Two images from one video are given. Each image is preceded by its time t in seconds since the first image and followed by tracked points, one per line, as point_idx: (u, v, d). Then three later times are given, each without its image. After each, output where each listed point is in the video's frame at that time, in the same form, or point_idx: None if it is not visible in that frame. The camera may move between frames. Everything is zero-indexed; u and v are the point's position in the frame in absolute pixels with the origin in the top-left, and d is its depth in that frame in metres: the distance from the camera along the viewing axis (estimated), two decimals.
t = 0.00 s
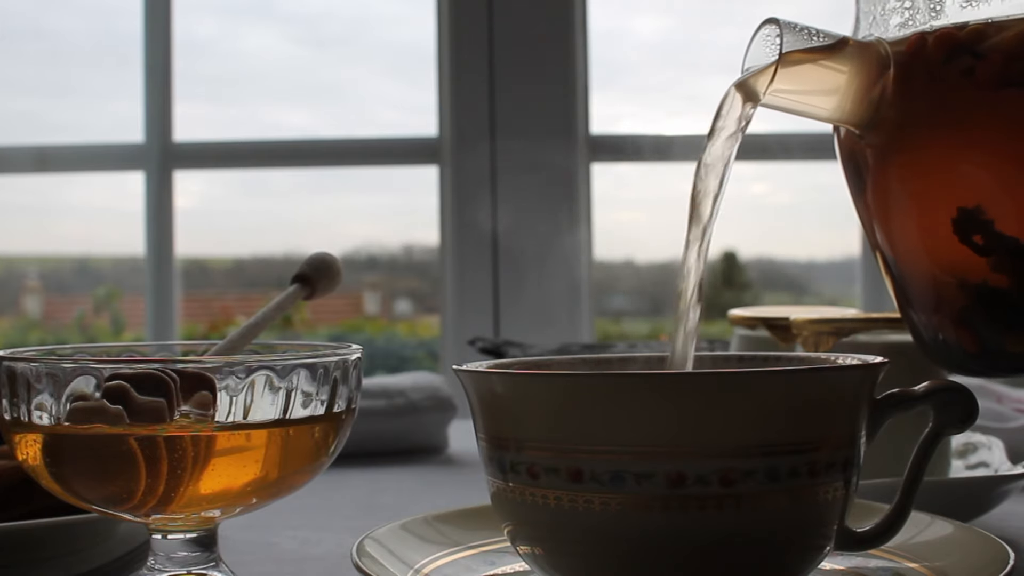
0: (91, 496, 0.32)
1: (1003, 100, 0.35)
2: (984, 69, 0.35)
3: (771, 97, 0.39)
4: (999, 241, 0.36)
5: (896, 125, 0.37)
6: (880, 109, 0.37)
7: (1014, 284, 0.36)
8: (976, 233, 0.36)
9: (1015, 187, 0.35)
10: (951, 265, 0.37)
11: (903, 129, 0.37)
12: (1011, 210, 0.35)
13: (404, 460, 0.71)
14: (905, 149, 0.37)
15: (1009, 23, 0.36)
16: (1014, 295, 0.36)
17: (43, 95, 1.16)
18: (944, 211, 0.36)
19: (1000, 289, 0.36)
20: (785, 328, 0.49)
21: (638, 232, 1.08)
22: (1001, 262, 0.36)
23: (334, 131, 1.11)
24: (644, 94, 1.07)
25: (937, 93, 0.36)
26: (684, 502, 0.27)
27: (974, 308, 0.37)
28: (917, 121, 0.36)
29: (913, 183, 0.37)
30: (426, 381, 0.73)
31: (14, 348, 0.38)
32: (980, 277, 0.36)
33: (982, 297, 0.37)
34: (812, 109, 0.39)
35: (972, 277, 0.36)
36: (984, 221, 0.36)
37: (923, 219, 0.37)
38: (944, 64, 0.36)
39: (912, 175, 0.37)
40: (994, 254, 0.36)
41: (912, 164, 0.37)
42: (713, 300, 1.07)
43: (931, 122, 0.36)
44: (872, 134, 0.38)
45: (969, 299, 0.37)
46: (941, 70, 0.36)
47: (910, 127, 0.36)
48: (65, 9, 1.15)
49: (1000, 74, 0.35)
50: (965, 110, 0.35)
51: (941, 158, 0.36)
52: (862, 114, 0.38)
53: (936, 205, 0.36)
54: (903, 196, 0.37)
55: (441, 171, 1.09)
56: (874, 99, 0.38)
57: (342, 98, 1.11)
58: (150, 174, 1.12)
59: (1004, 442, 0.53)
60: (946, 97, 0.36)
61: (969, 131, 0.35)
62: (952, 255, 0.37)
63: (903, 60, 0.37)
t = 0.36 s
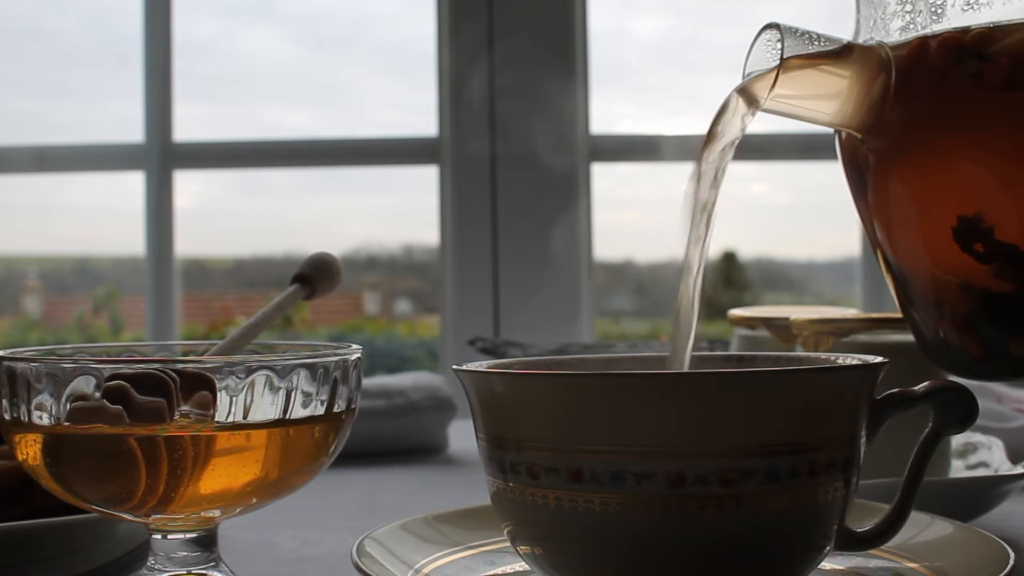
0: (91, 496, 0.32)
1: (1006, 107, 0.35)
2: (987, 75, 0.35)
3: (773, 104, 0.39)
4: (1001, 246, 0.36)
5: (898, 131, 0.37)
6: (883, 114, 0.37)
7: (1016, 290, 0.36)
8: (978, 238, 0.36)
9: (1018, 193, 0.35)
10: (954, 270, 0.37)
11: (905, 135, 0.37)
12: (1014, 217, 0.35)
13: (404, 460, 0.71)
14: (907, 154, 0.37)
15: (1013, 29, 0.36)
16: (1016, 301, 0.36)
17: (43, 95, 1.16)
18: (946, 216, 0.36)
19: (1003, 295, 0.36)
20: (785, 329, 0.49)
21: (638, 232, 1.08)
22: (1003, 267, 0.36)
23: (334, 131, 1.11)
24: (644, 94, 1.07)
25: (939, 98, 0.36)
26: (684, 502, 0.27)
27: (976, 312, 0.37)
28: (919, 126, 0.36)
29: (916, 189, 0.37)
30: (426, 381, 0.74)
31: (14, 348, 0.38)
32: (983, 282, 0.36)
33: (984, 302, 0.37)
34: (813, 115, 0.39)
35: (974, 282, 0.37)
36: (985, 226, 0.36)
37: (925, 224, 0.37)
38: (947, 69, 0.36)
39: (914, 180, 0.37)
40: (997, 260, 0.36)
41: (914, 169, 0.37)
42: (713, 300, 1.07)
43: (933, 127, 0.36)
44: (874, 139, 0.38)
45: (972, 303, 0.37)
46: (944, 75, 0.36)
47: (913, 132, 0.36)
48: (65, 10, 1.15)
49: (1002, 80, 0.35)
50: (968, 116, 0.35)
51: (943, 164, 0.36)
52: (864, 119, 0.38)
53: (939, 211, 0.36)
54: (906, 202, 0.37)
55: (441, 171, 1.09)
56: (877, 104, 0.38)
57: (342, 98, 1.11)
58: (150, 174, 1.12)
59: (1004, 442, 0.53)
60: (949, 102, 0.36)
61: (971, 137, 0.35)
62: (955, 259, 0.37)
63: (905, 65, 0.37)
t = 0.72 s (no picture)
0: (91, 496, 0.32)
1: (1008, 107, 0.35)
2: (989, 75, 0.35)
3: (772, 105, 0.39)
4: (1001, 247, 0.36)
5: (899, 131, 0.37)
6: (883, 113, 0.37)
7: (1016, 290, 0.36)
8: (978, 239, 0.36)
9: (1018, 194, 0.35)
10: (954, 269, 0.37)
11: (906, 135, 0.37)
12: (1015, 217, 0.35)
13: (404, 460, 0.71)
14: (907, 155, 0.37)
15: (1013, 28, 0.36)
16: (1016, 301, 0.36)
17: (43, 95, 1.17)
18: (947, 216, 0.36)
19: (1002, 295, 0.36)
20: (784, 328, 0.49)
21: (638, 232, 1.08)
22: (1003, 268, 0.36)
23: (334, 131, 1.11)
24: (644, 95, 1.07)
25: (940, 98, 0.36)
26: (683, 502, 0.27)
27: (976, 312, 0.37)
28: (919, 127, 0.36)
29: (916, 189, 0.37)
30: (426, 381, 0.74)
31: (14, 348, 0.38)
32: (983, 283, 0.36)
33: (984, 302, 0.37)
34: (812, 115, 0.39)
35: (974, 282, 0.37)
36: (986, 227, 0.36)
37: (924, 224, 0.37)
38: (946, 69, 0.36)
39: (915, 180, 0.37)
40: (998, 260, 0.36)
41: (915, 170, 0.37)
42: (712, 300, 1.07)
43: (934, 128, 0.36)
44: (874, 139, 0.38)
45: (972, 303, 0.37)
46: (944, 74, 0.36)
47: (914, 133, 0.36)
48: (65, 10, 1.15)
49: (1005, 79, 0.35)
50: (969, 117, 0.35)
51: (944, 165, 0.36)
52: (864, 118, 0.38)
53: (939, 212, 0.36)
54: (906, 202, 0.37)
55: (441, 171, 1.09)
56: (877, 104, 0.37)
57: (342, 98, 1.11)
58: (150, 174, 1.12)
59: (1003, 442, 0.53)
60: (950, 102, 0.36)
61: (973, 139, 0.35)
62: (955, 259, 0.37)
63: (904, 64, 0.37)
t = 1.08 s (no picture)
0: (91, 496, 0.32)
1: (1011, 113, 0.35)
2: (996, 78, 0.35)
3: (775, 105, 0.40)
4: (1004, 250, 0.36)
5: (901, 134, 0.37)
6: (886, 115, 0.37)
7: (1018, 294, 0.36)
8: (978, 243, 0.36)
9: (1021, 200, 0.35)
10: (957, 271, 0.37)
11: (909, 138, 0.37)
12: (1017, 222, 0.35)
13: (404, 460, 0.71)
14: (910, 156, 0.37)
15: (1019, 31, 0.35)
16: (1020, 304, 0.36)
17: (43, 95, 1.17)
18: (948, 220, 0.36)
19: (1005, 298, 0.36)
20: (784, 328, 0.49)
21: (638, 232, 1.08)
22: (1005, 272, 0.36)
23: (334, 131, 1.11)
24: (643, 95, 1.07)
25: (943, 101, 0.36)
26: (683, 502, 0.27)
27: (977, 313, 0.37)
28: (922, 129, 0.36)
29: (918, 191, 0.37)
30: (426, 381, 0.74)
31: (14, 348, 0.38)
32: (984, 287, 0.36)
33: (986, 304, 0.37)
34: (814, 115, 0.40)
35: (975, 285, 0.37)
36: (987, 230, 0.36)
37: (927, 225, 0.37)
38: (950, 71, 0.36)
39: (917, 182, 0.37)
40: (999, 264, 0.36)
41: (917, 171, 0.37)
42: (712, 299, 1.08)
43: (937, 131, 0.36)
44: (877, 140, 0.38)
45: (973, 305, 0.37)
46: (949, 76, 0.36)
47: (916, 135, 0.36)
48: (65, 10, 1.15)
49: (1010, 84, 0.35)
50: (972, 121, 0.35)
51: (947, 167, 0.36)
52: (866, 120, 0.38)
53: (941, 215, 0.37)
54: (908, 203, 0.37)
55: (441, 171, 1.09)
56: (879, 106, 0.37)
57: (342, 98, 1.11)
58: (150, 174, 1.12)
59: (1003, 442, 0.53)
60: (953, 105, 0.36)
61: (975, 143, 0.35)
62: (956, 261, 0.37)
63: (907, 66, 0.37)
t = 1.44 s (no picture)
0: (90, 496, 0.32)
1: (1015, 121, 0.35)
2: (1001, 85, 0.35)
3: (779, 114, 0.39)
4: (1008, 255, 0.36)
5: (904, 140, 0.37)
6: (890, 120, 0.37)
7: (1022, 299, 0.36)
8: (982, 248, 0.36)
9: None
10: (960, 275, 0.37)
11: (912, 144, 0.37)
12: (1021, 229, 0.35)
13: (404, 460, 0.71)
14: (914, 161, 0.37)
15: None
16: None
17: (43, 95, 1.17)
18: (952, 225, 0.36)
19: (1010, 301, 0.36)
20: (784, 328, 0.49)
21: (638, 231, 1.08)
22: (1009, 279, 0.36)
23: (334, 130, 1.11)
24: (643, 95, 1.07)
25: (948, 106, 0.36)
26: (683, 502, 0.27)
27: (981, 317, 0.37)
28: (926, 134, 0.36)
29: (921, 196, 0.37)
30: (426, 381, 0.74)
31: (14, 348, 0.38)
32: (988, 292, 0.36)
33: (991, 308, 0.37)
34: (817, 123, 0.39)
35: (978, 290, 0.37)
36: (991, 236, 0.36)
37: (930, 229, 0.37)
38: (956, 76, 0.36)
39: (920, 187, 0.37)
40: (1003, 270, 0.36)
41: (921, 177, 0.37)
42: (712, 299, 1.08)
43: (941, 137, 0.36)
44: (881, 144, 0.38)
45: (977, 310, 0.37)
46: (955, 81, 0.36)
47: (919, 141, 0.36)
48: (65, 10, 1.15)
49: (1015, 91, 0.35)
50: (976, 127, 0.35)
51: (952, 173, 0.36)
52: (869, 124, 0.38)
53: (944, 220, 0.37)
54: (912, 207, 0.37)
55: (441, 171, 1.08)
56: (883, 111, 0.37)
57: (342, 98, 1.11)
58: (150, 174, 1.12)
59: (1003, 443, 0.53)
60: (958, 111, 0.36)
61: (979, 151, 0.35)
62: (959, 266, 0.37)
63: (912, 71, 0.37)
